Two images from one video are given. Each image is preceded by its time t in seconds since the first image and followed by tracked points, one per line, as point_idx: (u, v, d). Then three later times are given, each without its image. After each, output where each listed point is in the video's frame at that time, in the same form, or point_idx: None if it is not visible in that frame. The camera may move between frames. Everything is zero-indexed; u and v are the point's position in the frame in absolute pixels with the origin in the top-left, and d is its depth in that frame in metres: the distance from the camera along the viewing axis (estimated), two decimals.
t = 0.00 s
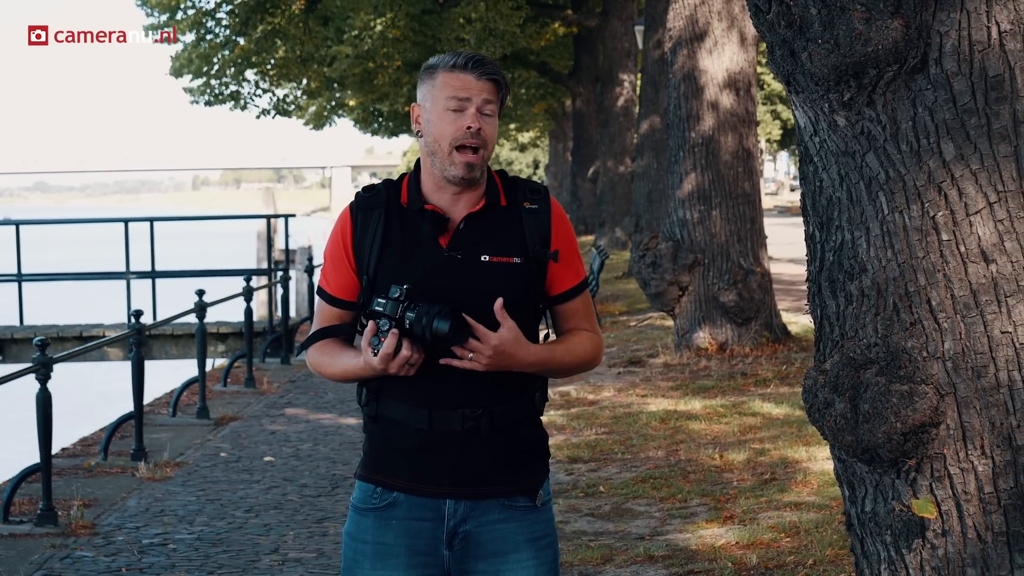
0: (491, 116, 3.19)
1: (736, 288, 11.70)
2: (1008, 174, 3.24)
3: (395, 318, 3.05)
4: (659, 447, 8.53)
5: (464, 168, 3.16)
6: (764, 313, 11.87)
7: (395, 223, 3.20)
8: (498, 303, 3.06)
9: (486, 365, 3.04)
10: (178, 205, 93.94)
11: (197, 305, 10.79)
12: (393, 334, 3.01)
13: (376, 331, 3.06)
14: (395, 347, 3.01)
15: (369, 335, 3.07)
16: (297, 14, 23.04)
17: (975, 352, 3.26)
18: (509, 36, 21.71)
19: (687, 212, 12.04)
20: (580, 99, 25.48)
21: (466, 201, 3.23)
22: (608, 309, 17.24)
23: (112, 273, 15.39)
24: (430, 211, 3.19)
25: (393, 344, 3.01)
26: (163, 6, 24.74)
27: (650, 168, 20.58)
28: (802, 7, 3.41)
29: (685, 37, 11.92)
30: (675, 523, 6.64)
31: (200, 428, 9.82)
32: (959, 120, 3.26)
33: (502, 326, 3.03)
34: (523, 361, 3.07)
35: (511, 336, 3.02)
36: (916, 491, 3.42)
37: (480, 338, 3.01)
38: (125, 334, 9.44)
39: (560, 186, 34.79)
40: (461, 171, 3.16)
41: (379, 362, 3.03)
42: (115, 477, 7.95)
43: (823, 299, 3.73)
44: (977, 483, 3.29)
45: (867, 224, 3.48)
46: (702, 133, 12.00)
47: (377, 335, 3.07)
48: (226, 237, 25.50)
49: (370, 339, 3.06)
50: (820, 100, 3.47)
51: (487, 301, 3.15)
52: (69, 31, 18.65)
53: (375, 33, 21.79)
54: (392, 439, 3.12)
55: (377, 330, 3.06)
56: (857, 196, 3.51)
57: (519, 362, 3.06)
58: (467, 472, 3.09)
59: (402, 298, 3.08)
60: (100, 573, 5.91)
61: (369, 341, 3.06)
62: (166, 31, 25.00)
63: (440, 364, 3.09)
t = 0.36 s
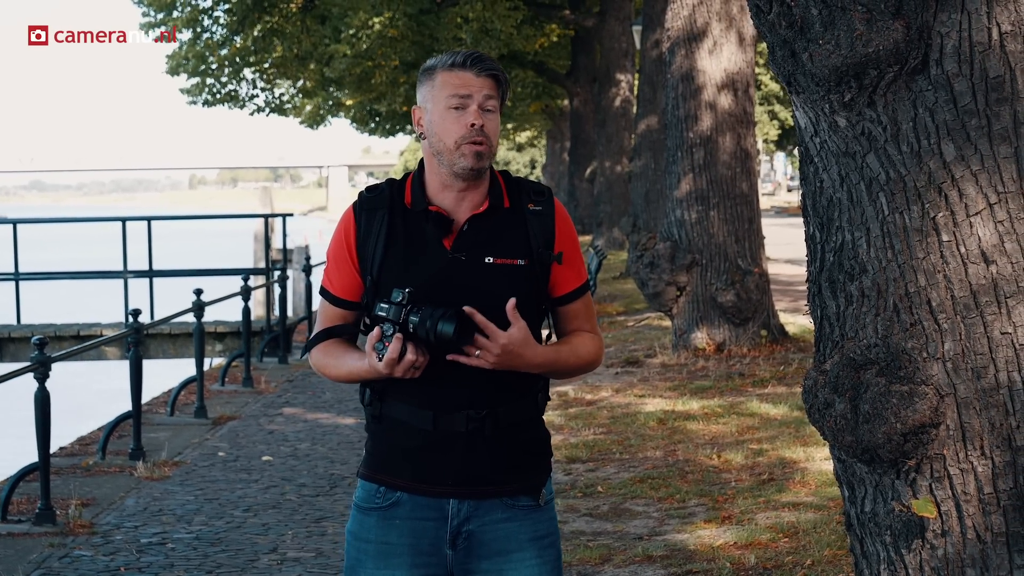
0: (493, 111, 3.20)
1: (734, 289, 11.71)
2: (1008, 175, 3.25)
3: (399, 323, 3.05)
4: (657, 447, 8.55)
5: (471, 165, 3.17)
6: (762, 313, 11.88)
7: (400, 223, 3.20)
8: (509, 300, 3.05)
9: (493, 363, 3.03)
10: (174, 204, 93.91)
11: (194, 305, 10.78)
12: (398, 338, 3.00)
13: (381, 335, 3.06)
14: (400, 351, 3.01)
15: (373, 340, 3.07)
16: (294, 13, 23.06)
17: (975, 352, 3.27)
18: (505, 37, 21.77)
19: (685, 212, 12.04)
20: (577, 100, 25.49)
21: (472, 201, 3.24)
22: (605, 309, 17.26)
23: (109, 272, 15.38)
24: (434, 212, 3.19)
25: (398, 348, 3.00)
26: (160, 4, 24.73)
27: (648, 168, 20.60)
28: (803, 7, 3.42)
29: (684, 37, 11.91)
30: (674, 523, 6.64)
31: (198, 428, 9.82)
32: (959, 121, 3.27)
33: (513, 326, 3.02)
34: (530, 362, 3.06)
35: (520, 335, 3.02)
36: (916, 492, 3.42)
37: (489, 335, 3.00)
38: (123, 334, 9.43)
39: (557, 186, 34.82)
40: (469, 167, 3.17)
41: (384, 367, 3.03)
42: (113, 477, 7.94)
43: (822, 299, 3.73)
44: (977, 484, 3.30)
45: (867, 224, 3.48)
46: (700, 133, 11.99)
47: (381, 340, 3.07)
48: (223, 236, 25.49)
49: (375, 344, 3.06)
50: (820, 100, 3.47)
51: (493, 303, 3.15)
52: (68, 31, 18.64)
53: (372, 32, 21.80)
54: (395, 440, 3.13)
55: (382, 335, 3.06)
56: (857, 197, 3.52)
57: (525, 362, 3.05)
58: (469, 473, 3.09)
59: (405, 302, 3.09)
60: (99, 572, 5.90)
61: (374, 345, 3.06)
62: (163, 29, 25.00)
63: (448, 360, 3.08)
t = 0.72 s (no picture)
0: (474, 107, 3.20)
1: (732, 289, 11.71)
2: (1009, 175, 3.24)
3: (381, 323, 3.06)
4: (655, 447, 8.55)
5: (455, 164, 3.16)
6: (760, 314, 11.89)
7: (396, 223, 3.20)
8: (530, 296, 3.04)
9: (505, 356, 3.01)
10: (172, 203, 93.82)
11: (193, 305, 10.76)
12: (380, 338, 3.01)
13: (364, 337, 3.07)
14: (383, 351, 3.02)
15: (358, 342, 3.08)
16: (292, 13, 23.03)
17: (975, 353, 3.26)
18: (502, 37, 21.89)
19: (683, 213, 12.05)
20: (575, 99, 25.49)
21: (466, 200, 3.23)
22: (602, 309, 17.26)
23: (107, 272, 15.35)
24: (430, 212, 3.18)
25: (380, 349, 3.02)
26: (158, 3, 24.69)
27: (646, 168, 20.61)
28: (804, 8, 3.42)
29: (682, 37, 11.91)
30: (673, 524, 6.65)
31: (195, 427, 9.80)
32: (960, 122, 3.27)
33: (529, 324, 3.01)
34: (545, 357, 3.06)
35: (537, 333, 3.00)
36: (916, 492, 3.42)
37: (505, 330, 2.97)
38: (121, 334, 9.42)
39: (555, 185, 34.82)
40: (452, 167, 3.16)
41: (369, 368, 3.05)
42: (111, 477, 7.93)
43: (823, 300, 3.73)
44: (977, 484, 3.30)
45: (868, 225, 3.48)
46: (699, 133, 11.97)
47: (365, 341, 3.08)
48: (220, 235, 25.46)
49: (359, 345, 3.08)
50: (821, 101, 3.47)
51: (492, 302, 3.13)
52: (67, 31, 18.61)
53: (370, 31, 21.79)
54: (396, 440, 3.12)
55: (365, 335, 3.07)
56: (857, 197, 3.52)
57: (542, 356, 3.05)
58: (469, 473, 3.08)
59: (388, 302, 3.09)
60: (97, 572, 5.89)
61: (359, 347, 3.08)
62: (160, 28, 24.98)
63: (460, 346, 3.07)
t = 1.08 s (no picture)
0: (453, 113, 3.18)
1: (728, 289, 11.72)
2: (1009, 176, 3.24)
3: (380, 330, 3.04)
4: (652, 446, 8.54)
5: (436, 172, 3.16)
6: (756, 314, 11.90)
7: (389, 229, 3.20)
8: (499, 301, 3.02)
9: (479, 362, 3.01)
10: (167, 201, 93.70)
11: (189, 302, 10.75)
12: (380, 345, 3.01)
13: (364, 343, 3.06)
14: (382, 359, 3.01)
15: (357, 348, 3.07)
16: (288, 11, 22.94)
17: (975, 353, 3.27)
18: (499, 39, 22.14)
19: (679, 212, 12.05)
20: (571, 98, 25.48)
21: (457, 204, 3.22)
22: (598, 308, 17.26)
23: (103, 269, 15.32)
24: (422, 217, 3.18)
25: (379, 356, 3.01)
26: None
27: (641, 168, 20.62)
28: (804, 8, 3.42)
29: (679, 36, 11.92)
30: (669, 523, 6.64)
31: (192, 425, 9.79)
32: (960, 121, 3.27)
33: (501, 326, 2.98)
34: (520, 363, 3.02)
35: (508, 337, 2.97)
36: (915, 492, 3.42)
37: (475, 335, 2.97)
38: (118, 331, 9.40)
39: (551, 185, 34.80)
40: (434, 175, 3.16)
41: (369, 375, 3.04)
42: (107, 474, 7.92)
43: (822, 300, 3.73)
44: (976, 485, 3.30)
45: (867, 224, 3.49)
46: (695, 132, 11.99)
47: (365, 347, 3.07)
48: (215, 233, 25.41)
49: (358, 351, 3.06)
50: (821, 101, 3.47)
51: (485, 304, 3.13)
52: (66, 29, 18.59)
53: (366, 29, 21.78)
54: (396, 442, 3.13)
55: (365, 342, 3.06)
56: (857, 197, 3.52)
57: (517, 362, 3.01)
58: (470, 473, 3.08)
59: (387, 307, 3.08)
60: (93, 570, 5.88)
61: (358, 353, 3.07)
62: (156, 25, 24.94)
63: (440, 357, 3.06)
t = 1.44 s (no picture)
0: (442, 111, 3.17)
1: (726, 288, 11.72)
2: (1008, 174, 3.24)
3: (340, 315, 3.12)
4: (650, 446, 8.54)
5: (426, 171, 3.17)
6: (754, 313, 11.90)
7: (385, 226, 3.21)
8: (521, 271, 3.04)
9: (496, 330, 2.97)
10: (164, 201, 93.67)
11: (187, 303, 10.74)
12: (335, 330, 3.10)
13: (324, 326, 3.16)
14: (336, 342, 3.10)
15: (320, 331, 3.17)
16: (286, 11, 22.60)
17: (975, 351, 3.27)
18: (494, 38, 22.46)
19: (677, 211, 12.04)
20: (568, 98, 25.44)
21: (451, 200, 3.22)
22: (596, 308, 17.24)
23: (101, 270, 15.30)
24: (416, 214, 3.18)
25: (335, 340, 3.10)
26: None
27: (639, 168, 20.59)
28: (803, 7, 3.42)
29: (676, 36, 11.92)
30: (668, 522, 6.64)
31: (190, 426, 9.79)
32: (960, 120, 3.27)
33: (522, 297, 2.99)
34: (537, 333, 3.00)
35: (527, 307, 2.97)
36: (915, 491, 3.42)
37: (496, 300, 2.95)
38: (116, 332, 9.38)
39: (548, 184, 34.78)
40: (425, 174, 3.17)
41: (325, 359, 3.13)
42: (106, 475, 7.92)
43: (822, 298, 3.73)
44: (976, 482, 3.30)
45: (867, 223, 3.49)
46: (692, 132, 11.97)
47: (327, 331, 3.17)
48: (212, 233, 25.38)
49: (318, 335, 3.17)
50: (820, 100, 3.47)
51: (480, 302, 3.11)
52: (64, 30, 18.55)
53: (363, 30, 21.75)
54: (393, 440, 3.13)
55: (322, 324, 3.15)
56: (857, 196, 3.52)
57: (532, 334, 3.00)
58: (468, 471, 3.08)
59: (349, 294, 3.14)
60: (93, 571, 5.88)
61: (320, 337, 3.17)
62: (153, 25, 24.93)
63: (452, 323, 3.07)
